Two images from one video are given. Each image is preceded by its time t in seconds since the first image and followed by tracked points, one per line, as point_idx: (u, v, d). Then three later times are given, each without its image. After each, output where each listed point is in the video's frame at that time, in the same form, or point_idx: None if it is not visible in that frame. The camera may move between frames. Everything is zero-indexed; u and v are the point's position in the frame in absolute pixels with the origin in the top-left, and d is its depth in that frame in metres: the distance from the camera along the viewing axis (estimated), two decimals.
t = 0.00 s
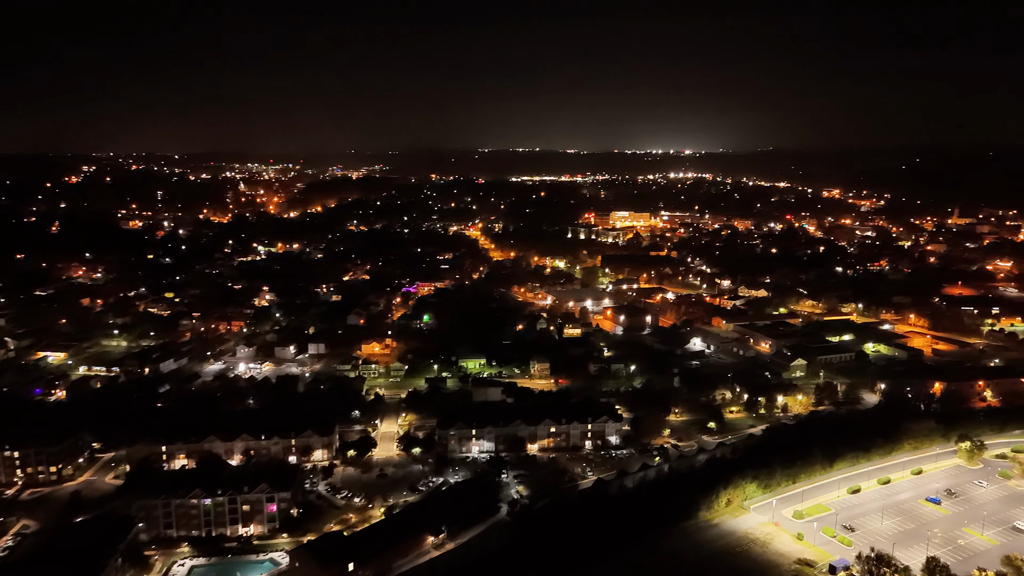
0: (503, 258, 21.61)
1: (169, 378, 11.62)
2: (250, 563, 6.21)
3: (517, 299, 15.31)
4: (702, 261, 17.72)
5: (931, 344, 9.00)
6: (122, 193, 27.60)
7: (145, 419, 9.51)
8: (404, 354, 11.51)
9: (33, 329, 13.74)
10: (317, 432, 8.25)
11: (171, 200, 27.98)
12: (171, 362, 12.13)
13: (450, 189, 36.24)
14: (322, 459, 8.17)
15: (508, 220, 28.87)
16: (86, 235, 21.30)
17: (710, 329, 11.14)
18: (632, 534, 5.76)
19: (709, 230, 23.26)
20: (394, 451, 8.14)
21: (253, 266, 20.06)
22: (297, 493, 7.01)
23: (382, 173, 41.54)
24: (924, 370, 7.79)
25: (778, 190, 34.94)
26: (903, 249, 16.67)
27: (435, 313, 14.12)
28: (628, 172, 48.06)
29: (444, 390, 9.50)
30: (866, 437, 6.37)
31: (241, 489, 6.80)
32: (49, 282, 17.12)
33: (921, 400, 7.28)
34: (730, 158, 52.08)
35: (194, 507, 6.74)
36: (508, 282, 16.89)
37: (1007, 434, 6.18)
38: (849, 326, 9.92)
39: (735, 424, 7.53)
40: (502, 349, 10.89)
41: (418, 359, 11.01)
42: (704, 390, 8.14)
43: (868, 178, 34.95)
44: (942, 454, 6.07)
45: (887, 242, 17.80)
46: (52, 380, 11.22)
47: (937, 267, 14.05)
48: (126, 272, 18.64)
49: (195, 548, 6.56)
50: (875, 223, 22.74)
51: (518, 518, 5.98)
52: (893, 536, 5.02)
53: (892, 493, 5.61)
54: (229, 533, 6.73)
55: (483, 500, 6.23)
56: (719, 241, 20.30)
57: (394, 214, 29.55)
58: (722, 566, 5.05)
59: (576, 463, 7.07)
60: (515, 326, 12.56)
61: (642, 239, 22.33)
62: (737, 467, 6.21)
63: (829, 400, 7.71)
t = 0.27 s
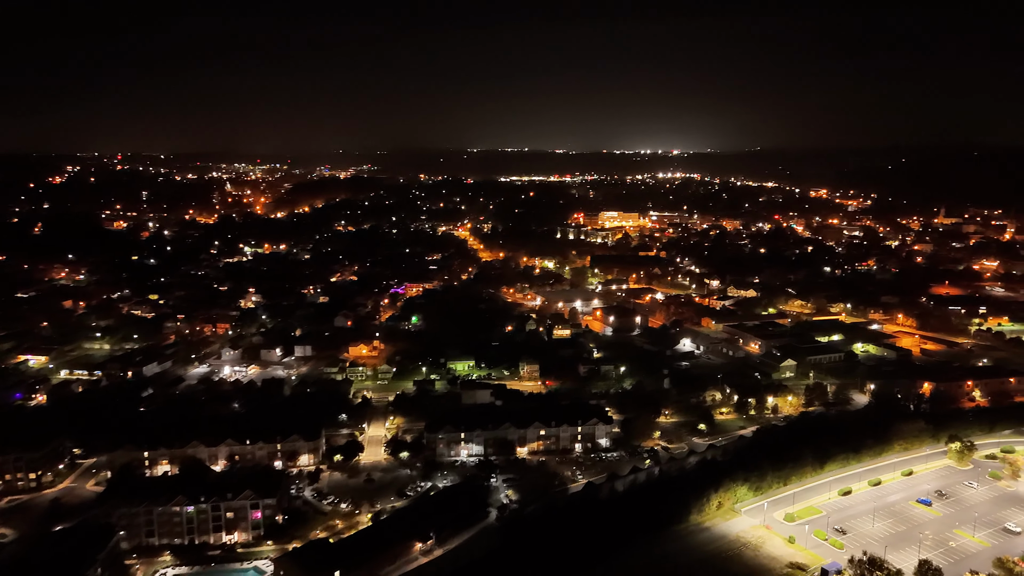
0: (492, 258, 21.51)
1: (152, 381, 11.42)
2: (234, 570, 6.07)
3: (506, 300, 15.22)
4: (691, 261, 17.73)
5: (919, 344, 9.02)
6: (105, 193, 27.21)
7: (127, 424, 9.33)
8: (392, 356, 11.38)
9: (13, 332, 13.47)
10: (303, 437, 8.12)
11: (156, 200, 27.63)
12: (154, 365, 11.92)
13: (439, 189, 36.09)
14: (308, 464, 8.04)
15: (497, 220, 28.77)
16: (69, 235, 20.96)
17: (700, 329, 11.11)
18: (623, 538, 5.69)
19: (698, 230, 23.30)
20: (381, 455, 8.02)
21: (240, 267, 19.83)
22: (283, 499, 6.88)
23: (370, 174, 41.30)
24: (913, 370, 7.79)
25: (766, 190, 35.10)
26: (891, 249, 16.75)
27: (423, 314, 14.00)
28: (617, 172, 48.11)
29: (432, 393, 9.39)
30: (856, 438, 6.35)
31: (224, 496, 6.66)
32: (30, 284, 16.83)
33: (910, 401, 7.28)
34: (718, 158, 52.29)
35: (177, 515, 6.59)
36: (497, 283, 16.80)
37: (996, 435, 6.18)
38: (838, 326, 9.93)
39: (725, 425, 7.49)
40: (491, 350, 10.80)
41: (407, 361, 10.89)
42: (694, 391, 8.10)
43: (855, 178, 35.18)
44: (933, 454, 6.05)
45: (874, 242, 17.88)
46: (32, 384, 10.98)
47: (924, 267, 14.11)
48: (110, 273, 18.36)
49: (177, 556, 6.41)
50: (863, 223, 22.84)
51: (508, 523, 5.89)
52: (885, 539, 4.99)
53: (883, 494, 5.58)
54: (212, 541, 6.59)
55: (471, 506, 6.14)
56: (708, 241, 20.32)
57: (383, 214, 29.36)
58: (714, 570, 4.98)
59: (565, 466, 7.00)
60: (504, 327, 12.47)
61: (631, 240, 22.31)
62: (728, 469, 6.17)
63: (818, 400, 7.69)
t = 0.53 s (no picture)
0: (481, 259, 21.41)
1: (135, 385, 11.22)
2: None
3: (495, 301, 15.13)
4: (680, 261, 17.73)
5: (907, 344, 9.03)
6: (89, 193, 26.83)
7: (109, 429, 9.14)
8: (380, 358, 11.26)
9: None
10: (288, 442, 7.99)
11: (141, 201, 27.27)
12: (137, 369, 11.71)
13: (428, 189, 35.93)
14: (294, 469, 7.89)
15: (486, 220, 28.67)
16: (51, 236, 20.63)
17: (689, 330, 11.07)
18: (613, 542, 5.62)
19: (687, 230, 23.33)
20: (369, 459, 7.91)
21: (226, 269, 19.59)
22: (268, 506, 6.75)
23: (358, 174, 41.04)
24: (902, 370, 7.79)
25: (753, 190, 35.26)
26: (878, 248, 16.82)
27: (412, 316, 13.88)
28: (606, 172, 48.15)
29: (421, 396, 9.29)
30: (846, 440, 6.33)
31: (207, 503, 6.52)
32: (11, 286, 16.51)
33: (900, 401, 7.27)
34: (706, 158, 52.50)
35: (158, 523, 6.43)
36: (486, 284, 16.70)
37: (985, 435, 6.17)
38: (827, 326, 9.93)
39: (716, 427, 7.45)
40: (480, 352, 10.71)
41: (395, 363, 10.77)
42: (684, 392, 8.05)
43: (841, 178, 35.42)
44: (923, 455, 6.03)
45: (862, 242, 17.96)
46: (11, 389, 10.75)
47: (911, 266, 14.17)
48: (93, 275, 18.06)
49: (159, 566, 6.26)
50: (850, 222, 22.93)
51: (497, 528, 5.80)
52: (876, 542, 4.95)
53: (874, 496, 5.55)
54: (195, 549, 6.44)
55: (460, 511, 6.05)
56: (697, 241, 20.34)
57: (371, 215, 29.17)
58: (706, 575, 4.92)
59: (555, 469, 6.92)
60: (493, 328, 12.38)
61: (620, 240, 22.29)
62: (719, 471, 6.12)
63: (808, 402, 7.66)
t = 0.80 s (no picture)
0: (470, 259, 21.31)
1: (118, 389, 11.02)
2: None
3: (484, 302, 15.04)
4: (669, 262, 17.73)
5: (896, 344, 9.05)
6: (73, 194, 26.45)
7: (91, 434, 8.96)
8: (368, 360, 11.13)
9: None
10: (274, 446, 7.86)
11: (126, 201, 26.93)
12: (120, 372, 11.51)
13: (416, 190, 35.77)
14: (280, 475, 7.78)
15: (475, 221, 28.56)
16: (33, 238, 20.29)
17: (679, 330, 11.04)
18: (604, 547, 5.55)
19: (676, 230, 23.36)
20: (356, 464, 7.79)
21: (211, 270, 19.37)
22: (252, 512, 6.62)
23: (346, 174, 40.79)
24: (891, 371, 7.78)
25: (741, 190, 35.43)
26: (866, 248, 16.91)
27: (400, 317, 13.75)
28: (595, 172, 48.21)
29: (409, 399, 9.18)
30: (837, 441, 6.30)
31: (190, 511, 6.40)
32: None
33: (890, 401, 7.26)
34: (694, 158, 52.69)
35: (139, 531, 6.30)
36: (475, 285, 16.61)
37: (975, 435, 6.16)
38: (816, 326, 9.94)
39: (706, 428, 7.41)
40: (469, 354, 10.62)
41: (382, 366, 10.66)
42: (674, 394, 8.01)
43: (829, 178, 35.66)
44: (913, 456, 6.01)
45: (849, 242, 18.06)
46: None
47: (899, 266, 14.24)
48: (76, 276, 17.78)
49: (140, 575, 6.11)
50: (837, 223, 23.01)
51: (486, 533, 5.72)
52: (868, 545, 4.91)
53: (864, 498, 5.51)
54: (177, 558, 6.30)
55: (448, 516, 5.96)
56: (686, 242, 20.37)
57: (359, 215, 28.97)
58: None
59: (545, 473, 6.84)
60: (482, 330, 12.30)
61: (610, 240, 22.27)
62: (710, 474, 6.07)
63: (799, 403, 7.62)
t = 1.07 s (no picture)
0: (459, 260, 21.18)
1: (100, 393, 10.80)
2: None
3: (473, 303, 14.93)
4: (658, 262, 17.71)
5: (884, 344, 9.05)
6: (55, 193, 26.05)
7: (71, 440, 8.77)
8: (355, 363, 11.00)
9: None
10: (259, 452, 7.73)
11: (110, 202, 26.56)
12: (102, 376, 11.29)
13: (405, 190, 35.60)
14: (265, 480, 7.65)
15: (464, 221, 28.45)
16: (14, 239, 19.93)
17: (668, 331, 11.00)
18: (595, 552, 5.46)
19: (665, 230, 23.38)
20: (342, 469, 7.67)
21: (197, 271, 19.11)
22: (236, 520, 6.48)
23: (333, 174, 40.49)
24: (880, 371, 7.78)
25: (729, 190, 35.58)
26: (854, 248, 16.97)
27: (388, 319, 13.62)
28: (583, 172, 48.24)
29: (396, 402, 9.07)
30: (827, 443, 6.26)
31: (172, 519, 6.26)
32: None
33: (879, 402, 7.25)
34: (682, 158, 52.84)
35: (120, 540, 6.15)
36: (464, 286, 16.49)
37: (965, 435, 6.15)
38: (805, 326, 9.94)
39: (696, 430, 7.36)
40: (458, 356, 10.52)
41: (370, 368, 10.53)
42: (664, 396, 7.95)
43: (815, 178, 35.88)
44: (903, 457, 5.99)
45: (837, 242, 18.14)
46: None
47: (887, 266, 14.31)
48: (58, 278, 17.47)
49: None
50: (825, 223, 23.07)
51: (474, 539, 5.63)
52: (860, 548, 4.87)
53: (856, 500, 5.47)
54: (159, 567, 6.15)
55: (437, 522, 5.86)
56: (675, 242, 20.38)
57: (347, 215, 28.77)
58: None
59: (534, 476, 6.76)
60: (471, 331, 12.20)
61: (599, 240, 22.24)
62: (700, 477, 6.01)
63: (789, 404, 7.59)
